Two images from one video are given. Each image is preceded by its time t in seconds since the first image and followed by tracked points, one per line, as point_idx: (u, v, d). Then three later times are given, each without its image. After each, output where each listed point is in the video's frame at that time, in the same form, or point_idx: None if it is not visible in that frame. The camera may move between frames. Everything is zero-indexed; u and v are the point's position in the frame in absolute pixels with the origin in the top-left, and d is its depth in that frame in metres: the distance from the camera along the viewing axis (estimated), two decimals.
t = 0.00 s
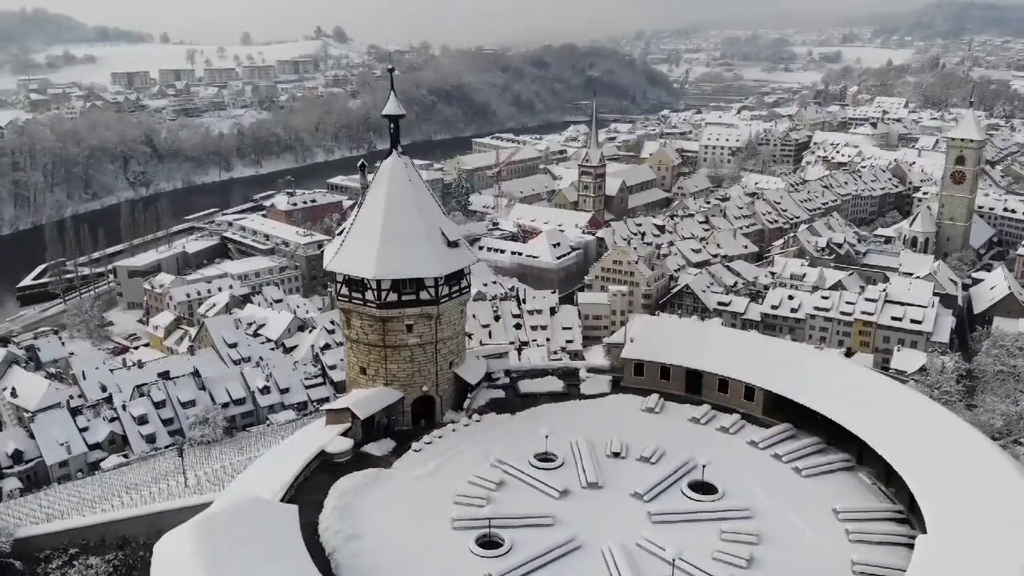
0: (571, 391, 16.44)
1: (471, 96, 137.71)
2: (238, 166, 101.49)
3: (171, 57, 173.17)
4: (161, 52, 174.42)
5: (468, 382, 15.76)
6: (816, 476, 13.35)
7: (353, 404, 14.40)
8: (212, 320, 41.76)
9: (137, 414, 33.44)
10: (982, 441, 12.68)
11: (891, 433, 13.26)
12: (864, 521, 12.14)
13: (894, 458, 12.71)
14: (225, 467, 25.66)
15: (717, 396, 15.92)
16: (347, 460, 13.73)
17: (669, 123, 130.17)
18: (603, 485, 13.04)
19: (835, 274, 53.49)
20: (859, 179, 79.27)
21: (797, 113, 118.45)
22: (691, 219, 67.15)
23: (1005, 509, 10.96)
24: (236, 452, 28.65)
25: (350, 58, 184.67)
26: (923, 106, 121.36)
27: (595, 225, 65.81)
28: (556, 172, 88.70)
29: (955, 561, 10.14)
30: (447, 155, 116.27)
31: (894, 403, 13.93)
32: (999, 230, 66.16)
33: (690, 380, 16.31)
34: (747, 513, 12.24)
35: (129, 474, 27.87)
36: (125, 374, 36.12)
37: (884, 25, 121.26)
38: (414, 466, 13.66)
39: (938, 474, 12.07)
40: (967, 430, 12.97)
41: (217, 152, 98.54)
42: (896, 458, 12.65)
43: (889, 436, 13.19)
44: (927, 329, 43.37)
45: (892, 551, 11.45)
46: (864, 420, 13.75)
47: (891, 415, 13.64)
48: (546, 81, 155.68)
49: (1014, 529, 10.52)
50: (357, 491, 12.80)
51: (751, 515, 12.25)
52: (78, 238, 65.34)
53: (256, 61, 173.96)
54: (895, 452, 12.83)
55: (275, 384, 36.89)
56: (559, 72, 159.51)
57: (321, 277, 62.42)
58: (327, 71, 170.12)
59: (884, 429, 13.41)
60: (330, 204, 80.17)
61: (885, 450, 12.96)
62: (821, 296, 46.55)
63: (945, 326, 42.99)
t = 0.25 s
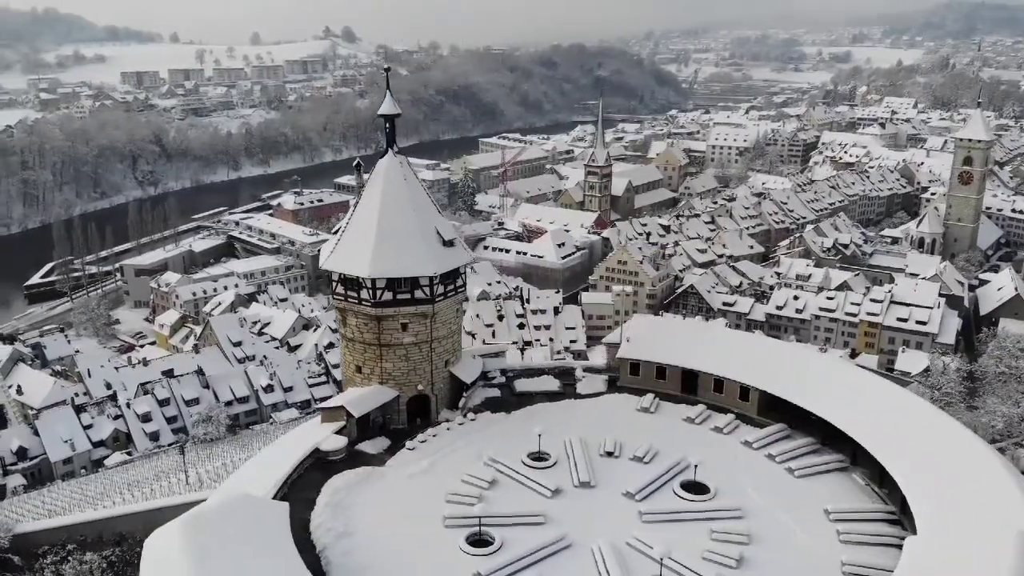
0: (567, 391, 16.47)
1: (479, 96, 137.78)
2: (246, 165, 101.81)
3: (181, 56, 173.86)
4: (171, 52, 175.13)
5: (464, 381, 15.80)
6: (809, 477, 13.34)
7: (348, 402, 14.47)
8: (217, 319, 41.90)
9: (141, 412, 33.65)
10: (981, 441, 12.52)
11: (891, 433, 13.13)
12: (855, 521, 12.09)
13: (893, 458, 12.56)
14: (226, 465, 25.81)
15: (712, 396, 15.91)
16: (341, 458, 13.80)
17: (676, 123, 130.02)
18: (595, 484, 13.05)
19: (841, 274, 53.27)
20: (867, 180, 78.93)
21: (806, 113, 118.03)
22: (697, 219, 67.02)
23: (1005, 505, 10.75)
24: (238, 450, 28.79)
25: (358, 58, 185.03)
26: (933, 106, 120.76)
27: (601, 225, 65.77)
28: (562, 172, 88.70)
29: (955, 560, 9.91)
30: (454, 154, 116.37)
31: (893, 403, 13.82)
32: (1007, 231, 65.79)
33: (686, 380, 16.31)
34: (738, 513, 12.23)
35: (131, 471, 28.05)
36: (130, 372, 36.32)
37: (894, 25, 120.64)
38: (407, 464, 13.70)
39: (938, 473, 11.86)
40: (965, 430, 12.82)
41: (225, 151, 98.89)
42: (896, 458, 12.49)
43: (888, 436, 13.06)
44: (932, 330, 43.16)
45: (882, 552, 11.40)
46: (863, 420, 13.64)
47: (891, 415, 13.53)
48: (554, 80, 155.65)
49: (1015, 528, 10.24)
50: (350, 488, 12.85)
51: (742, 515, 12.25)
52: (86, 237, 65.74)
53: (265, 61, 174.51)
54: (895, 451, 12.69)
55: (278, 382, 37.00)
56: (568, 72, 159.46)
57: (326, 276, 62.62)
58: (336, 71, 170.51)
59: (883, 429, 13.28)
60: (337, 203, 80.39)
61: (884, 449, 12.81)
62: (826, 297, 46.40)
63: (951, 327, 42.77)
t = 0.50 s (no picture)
0: (563, 390, 16.49)
1: (487, 95, 137.77)
2: (254, 165, 102.10)
3: (190, 56, 174.49)
4: (181, 52, 175.76)
5: (459, 380, 15.83)
6: (802, 477, 13.32)
7: (343, 401, 14.52)
8: (222, 317, 42.05)
9: (145, 409, 33.81)
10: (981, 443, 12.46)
11: (890, 433, 13.07)
12: (847, 522, 12.06)
13: (893, 458, 12.49)
14: (228, 463, 25.94)
15: (708, 396, 15.91)
16: (335, 456, 13.86)
17: (684, 123, 129.77)
18: (587, 483, 13.07)
19: (848, 275, 53.01)
20: (874, 180, 78.55)
21: (814, 113, 117.56)
22: (702, 219, 66.83)
23: (1005, 506, 10.67)
24: (239, 448, 28.89)
25: (367, 58, 185.31)
26: (943, 107, 120.09)
27: (606, 225, 65.72)
28: (569, 172, 88.69)
29: (954, 561, 9.81)
30: (462, 154, 116.39)
31: (893, 404, 13.78)
32: (1015, 232, 65.39)
33: (682, 380, 16.31)
34: (729, 513, 12.24)
35: (134, 468, 28.20)
36: (135, 370, 36.51)
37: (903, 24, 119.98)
38: (400, 463, 13.75)
39: (938, 474, 11.78)
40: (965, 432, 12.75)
41: (233, 151, 99.19)
42: (896, 459, 12.42)
43: (888, 436, 13.00)
44: (938, 332, 42.92)
45: (873, 553, 11.37)
46: (863, 420, 13.59)
47: (891, 415, 13.48)
48: (562, 80, 155.58)
49: (1016, 528, 10.14)
50: (343, 486, 12.91)
51: (734, 516, 12.23)
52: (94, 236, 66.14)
53: (274, 61, 174.99)
54: (895, 450, 12.62)
55: (282, 381, 37.09)
56: (576, 72, 159.34)
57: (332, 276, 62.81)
58: (344, 71, 170.81)
59: (883, 429, 13.23)
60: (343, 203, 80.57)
61: (884, 449, 12.74)
62: (831, 298, 46.23)
63: (957, 329, 42.52)
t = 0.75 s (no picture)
0: (558, 389, 16.53)
1: (494, 95, 137.79)
2: (262, 164, 102.41)
3: (200, 56, 175.22)
4: (190, 52, 176.51)
5: (455, 378, 15.86)
6: (795, 478, 13.30)
7: (337, 399, 14.58)
8: (227, 316, 42.22)
9: (150, 407, 34.00)
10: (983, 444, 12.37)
11: (891, 433, 12.99)
12: (839, 523, 12.02)
13: (894, 458, 12.40)
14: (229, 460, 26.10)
15: (703, 396, 15.91)
16: (329, 454, 13.92)
17: (692, 123, 129.56)
18: (579, 482, 13.09)
19: (854, 276, 52.71)
20: (882, 181, 78.21)
21: (823, 113, 117.14)
22: (708, 219, 66.73)
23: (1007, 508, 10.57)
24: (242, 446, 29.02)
25: (375, 58, 185.67)
26: (952, 107, 119.45)
27: (612, 225, 65.68)
28: (575, 172, 88.71)
29: (954, 561, 9.71)
30: (469, 154, 116.49)
31: (892, 404, 13.72)
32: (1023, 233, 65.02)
33: (677, 379, 16.32)
34: (720, 513, 12.24)
35: (138, 466, 28.39)
36: (140, 368, 36.74)
37: (913, 25, 119.37)
38: (394, 461, 13.81)
39: (938, 474, 11.69)
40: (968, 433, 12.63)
41: (242, 150, 99.54)
42: (896, 459, 12.33)
43: (888, 436, 12.92)
44: (944, 333, 42.71)
45: (865, 554, 11.34)
46: (863, 420, 13.50)
47: (891, 415, 13.41)
48: (570, 80, 155.59)
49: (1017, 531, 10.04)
50: (336, 483, 12.98)
51: (725, 515, 12.24)
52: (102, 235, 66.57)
53: (282, 61, 175.58)
54: (896, 450, 12.52)
55: (286, 379, 37.25)
56: (584, 72, 159.31)
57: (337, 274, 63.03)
58: (353, 71, 171.19)
59: (884, 429, 13.14)
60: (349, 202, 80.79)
61: (885, 449, 12.65)
62: (837, 298, 46.12)
63: (963, 330, 42.30)
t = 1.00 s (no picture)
0: (554, 389, 16.55)
1: (503, 95, 137.85)
2: (270, 164, 102.80)
3: (209, 56, 175.97)
4: (200, 52, 177.31)
5: (450, 378, 15.90)
6: (789, 479, 13.29)
7: (333, 397, 14.65)
8: (232, 315, 42.35)
9: (154, 405, 34.17)
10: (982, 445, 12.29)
11: (891, 432, 12.92)
12: (831, 523, 11.99)
13: (893, 458, 12.34)
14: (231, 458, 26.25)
15: (699, 396, 15.91)
16: (323, 452, 13.98)
17: (700, 124, 129.31)
18: (572, 482, 13.10)
19: (860, 277, 52.44)
20: (889, 181, 77.82)
21: (832, 114, 116.65)
22: (714, 220, 66.54)
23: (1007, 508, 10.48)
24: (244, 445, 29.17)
25: (384, 58, 186.02)
26: (963, 108, 118.74)
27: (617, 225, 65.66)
28: (582, 172, 88.67)
29: (954, 560, 9.65)
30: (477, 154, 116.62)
31: (892, 404, 13.65)
32: None
33: (673, 379, 16.34)
34: (711, 513, 12.24)
35: (141, 463, 28.55)
36: (145, 366, 36.90)
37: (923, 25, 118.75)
38: (388, 459, 13.86)
39: (937, 474, 11.62)
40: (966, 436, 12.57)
41: (250, 150, 99.95)
42: (895, 458, 12.27)
43: (888, 436, 12.84)
44: (950, 335, 42.43)
45: (857, 555, 11.30)
46: (862, 420, 13.44)
47: (890, 415, 13.34)
48: (579, 80, 155.55)
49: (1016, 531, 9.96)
50: (329, 482, 13.05)
51: (716, 515, 12.25)
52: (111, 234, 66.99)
53: (291, 61, 176.20)
54: (897, 450, 12.45)
55: (290, 378, 37.33)
56: (592, 72, 159.17)
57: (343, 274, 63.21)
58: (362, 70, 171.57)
59: (883, 430, 13.07)
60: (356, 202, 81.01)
61: (884, 449, 12.59)
62: (842, 300, 45.86)
63: (969, 332, 42.02)
